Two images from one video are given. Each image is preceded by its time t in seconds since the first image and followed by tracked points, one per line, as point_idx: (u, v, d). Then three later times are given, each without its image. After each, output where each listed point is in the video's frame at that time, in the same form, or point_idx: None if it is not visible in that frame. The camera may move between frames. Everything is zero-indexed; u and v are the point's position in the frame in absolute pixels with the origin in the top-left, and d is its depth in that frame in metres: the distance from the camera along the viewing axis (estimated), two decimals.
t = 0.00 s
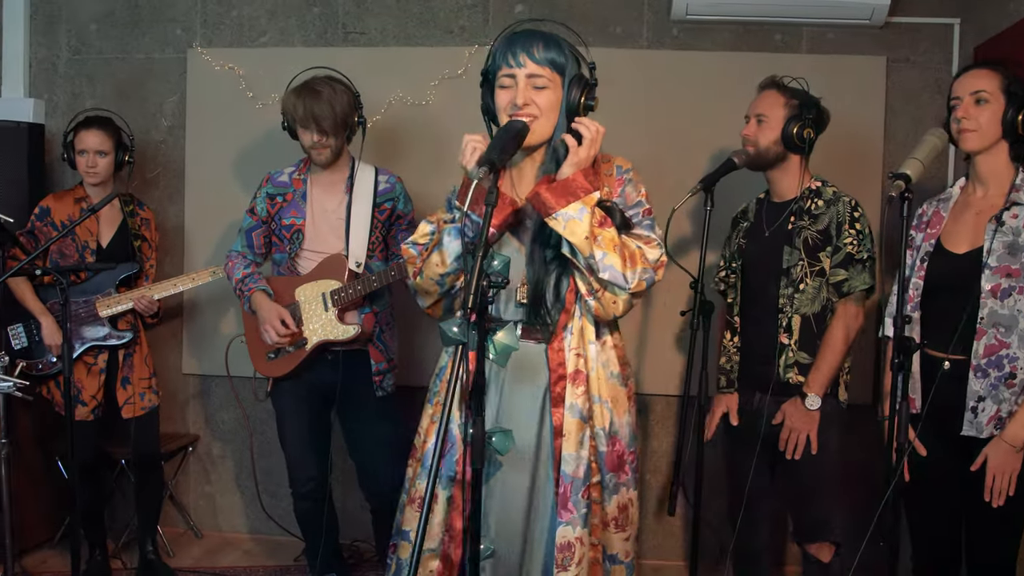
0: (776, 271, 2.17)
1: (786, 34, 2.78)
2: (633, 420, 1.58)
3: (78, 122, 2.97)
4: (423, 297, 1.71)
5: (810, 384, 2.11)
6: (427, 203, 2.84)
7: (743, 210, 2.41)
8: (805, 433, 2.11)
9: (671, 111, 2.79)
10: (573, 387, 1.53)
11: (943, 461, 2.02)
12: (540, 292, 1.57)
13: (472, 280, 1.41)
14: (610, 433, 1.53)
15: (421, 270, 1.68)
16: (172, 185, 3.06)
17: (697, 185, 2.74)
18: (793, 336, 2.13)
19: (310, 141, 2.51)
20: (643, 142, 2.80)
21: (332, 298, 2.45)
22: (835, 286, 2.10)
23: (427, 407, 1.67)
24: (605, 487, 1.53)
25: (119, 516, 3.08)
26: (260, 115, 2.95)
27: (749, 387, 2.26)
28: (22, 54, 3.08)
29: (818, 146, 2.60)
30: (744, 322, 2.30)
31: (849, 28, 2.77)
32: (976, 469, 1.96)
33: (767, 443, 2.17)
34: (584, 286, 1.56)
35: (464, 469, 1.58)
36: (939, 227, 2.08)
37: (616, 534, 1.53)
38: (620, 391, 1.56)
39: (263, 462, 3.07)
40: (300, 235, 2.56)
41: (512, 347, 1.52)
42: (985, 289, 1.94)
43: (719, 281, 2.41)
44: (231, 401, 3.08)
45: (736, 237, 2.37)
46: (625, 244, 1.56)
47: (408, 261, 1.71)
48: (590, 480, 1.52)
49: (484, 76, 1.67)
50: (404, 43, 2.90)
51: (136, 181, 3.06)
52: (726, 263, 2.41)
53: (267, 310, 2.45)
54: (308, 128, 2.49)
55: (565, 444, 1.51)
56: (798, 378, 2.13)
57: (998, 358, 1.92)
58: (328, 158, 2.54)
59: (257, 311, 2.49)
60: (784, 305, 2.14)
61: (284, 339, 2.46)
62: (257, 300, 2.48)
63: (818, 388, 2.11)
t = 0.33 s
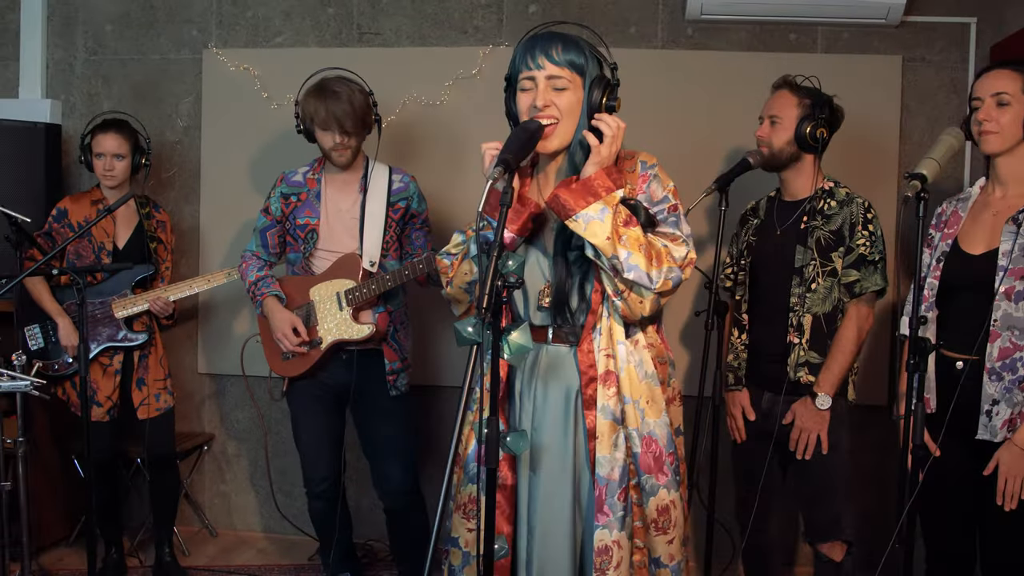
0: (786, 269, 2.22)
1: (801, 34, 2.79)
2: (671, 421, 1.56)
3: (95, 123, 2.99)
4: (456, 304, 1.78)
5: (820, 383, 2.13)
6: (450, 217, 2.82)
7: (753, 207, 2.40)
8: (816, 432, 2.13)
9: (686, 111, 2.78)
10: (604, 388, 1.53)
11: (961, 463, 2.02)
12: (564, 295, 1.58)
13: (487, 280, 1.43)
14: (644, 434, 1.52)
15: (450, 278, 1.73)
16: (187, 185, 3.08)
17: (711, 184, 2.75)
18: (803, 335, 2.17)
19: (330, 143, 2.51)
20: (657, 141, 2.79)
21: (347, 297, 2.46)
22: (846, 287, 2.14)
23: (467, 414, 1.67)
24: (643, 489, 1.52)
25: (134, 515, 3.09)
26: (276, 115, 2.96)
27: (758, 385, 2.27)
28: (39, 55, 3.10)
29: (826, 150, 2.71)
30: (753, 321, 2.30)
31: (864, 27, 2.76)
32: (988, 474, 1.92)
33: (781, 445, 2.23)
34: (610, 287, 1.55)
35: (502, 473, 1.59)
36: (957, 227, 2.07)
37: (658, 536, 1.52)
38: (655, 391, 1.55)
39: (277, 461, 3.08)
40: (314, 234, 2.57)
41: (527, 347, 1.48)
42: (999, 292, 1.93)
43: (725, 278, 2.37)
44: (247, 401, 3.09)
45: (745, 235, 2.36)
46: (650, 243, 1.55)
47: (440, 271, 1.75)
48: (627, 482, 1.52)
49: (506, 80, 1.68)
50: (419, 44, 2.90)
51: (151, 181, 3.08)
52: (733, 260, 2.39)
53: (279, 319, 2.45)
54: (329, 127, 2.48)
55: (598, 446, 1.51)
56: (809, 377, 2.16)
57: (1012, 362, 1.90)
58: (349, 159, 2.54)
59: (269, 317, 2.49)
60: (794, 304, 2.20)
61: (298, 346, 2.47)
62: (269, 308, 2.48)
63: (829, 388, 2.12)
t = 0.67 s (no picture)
0: (796, 270, 2.22)
1: (815, 34, 2.78)
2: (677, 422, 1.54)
3: (111, 123, 3.01)
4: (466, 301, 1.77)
5: (829, 382, 2.13)
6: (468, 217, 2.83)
7: (763, 207, 2.39)
8: (823, 431, 2.13)
9: (700, 110, 2.78)
10: (609, 388, 1.53)
11: (978, 463, 2.01)
12: (571, 295, 1.58)
13: (500, 280, 1.44)
14: (649, 435, 1.51)
15: (461, 276, 1.73)
16: (202, 185, 3.09)
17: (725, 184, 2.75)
18: (811, 334, 2.18)
19: (348, 150, 2.53)
20: (671, 140, 2.79)
21: (362, 297, 2.46)
22: (854, 286, 2.14)
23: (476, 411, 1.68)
24: (646, 490, 1.50)
25: (149, 513, 3.10)
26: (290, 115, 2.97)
27: (767, 385, 2.28)
28: (56, 55, 3.12)
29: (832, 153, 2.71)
30: (764, 319, 2.29)
31: (879, 26, 2.75)
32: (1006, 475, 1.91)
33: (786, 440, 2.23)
34: (621, 289, 1.55)
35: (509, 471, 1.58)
36: (971, 227, 2.07)
37: (659, 539, 1.50)
38: (662, 392, 1.53)
39: (291, 459, 3.09)
40: (328, 234, 2.57)
41: (541, 347, 1.52)
42: (1012, 289, 1.93)
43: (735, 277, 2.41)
44: (261, 399, 3.10)
45: (755, 235, 2.36)
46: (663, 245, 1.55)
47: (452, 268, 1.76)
48: (630, 483, 1.51)
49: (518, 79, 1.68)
50: (433, 44, 2.90)
51: (166, 181, 3.09)
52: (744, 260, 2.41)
53: (293, 319, 2.46)
54: (348, 135, 2.48)
55: (602, 445, 1.51)
56: (816, 376, 2.17)
57: None
58: (365, 163, 2.56)
59: (284, 315, 2.50)
60: (803, 304, 2.20)
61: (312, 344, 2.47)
62: (284, 305, 2.49)
63: (837, 387, 2.12)
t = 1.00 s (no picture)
0: (805, 269, 2.21)
1: (830, 33, 2.77)
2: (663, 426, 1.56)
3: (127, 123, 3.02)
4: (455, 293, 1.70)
5: (840, 382, 2.12)
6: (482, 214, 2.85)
7: (775, 209, 2.39)
8: (836, 432, 2.13)
9: (715, 110, 2.77)
10: (600, 390, 1.53)
11: (995, 465, 1.99)
12: (568, 292, 1.57)
13: (514, 280, 1.41)
14: (638, 438, 1.52)
15: (455, 269, 1.67)
16: (217, 185, 3.10)
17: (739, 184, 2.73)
18: (821, 334, 2.17)
19: (357, 151, 2.52)
20: (686, 140, 2.79)
21: (376, 299, 2.46)
22: (863, 286, 2.13)
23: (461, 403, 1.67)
24: (633, 492, 1.52)
25: (164, 511, 3.12)
26: (304, 116, 2.98)
27: (780, 384, 2.27)
28: (72, 56, 3.14)
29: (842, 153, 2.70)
30: (778, 319, 2.29)
31: (894, 26, 2.74)
32: None
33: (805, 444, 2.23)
34: (621, 295, 1.55)
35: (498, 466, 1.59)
36: (987, 227, 2.06)
37: (643, 540, 1.52)
38: (650, 396, 1.55)
39: (305, 459, 3.10)
40: (343, 235, 2.58)
41: (556, 347, 1.55)
42: None
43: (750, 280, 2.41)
44: (276, 398, 3.11)
45: (768, 237, 2.35)
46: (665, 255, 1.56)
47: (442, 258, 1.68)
48: (616, 485, 1.51)
49: (530, 76, 1.68)
50: (447, 44, 2.91)
51: (182, 181, 3.10)
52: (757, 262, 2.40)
53: (307, 319, 2.47)
54: (356, 137, 2.48)
55: (591, 447, 1.51)
56: (827, 377, 2.17)
57: None
58: (375, 165, 2.56)
59: (298, 316, 2.51)
60: (812, 304, 2.19)
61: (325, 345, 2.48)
62: (298, 307, 2.51)
63: (848, 387, 2.11)
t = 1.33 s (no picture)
0: (822, 267, 2.22)
1: (847, 32, 2.76)
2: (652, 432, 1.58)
3: (145, 123, 3.04)
4: (455, 288, 1.68)
5: (856, 380, 2.12)
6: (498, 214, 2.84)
7: (795, 208, 2.39)
8: (853, 431, 2.13)
9: (731, 110, 2.77)
10: (599, 395, 1.52)
11: (1013, 467, 1.98)
12: (575, 297, 1.56)
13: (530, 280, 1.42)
14: (632, 443, 1.54)
15: (457, 262, 1.65)
16: (234, 185, 3.11)
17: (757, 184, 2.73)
18: (838, 334, 2.17)
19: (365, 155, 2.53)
20: (703, 140, 2.78)
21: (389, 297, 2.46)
22: (881, 284, 2.11)
23: (448, 398, 1.65)
24: (625, 497, 1.53)
25: (181, 509, 3.14)
26: (321, 115, 2.98)
27: (800, 385, 2.27)
28: (91, 56, 3.16)
29: (865, 153, 2.69)
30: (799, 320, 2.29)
31: (912, 25, 2.72)
32: None
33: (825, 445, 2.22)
34: (629, 304, 1.55)
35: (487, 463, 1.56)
36: (1005, 228, 2.04)
37: (631, 543, 1.53)
38: (642, 401, 1.57)
39: (321, 458, 3.11)
40: (359, 235, 2.59)
41: (571, 347, 1.55)
42: None
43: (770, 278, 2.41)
44: (292, 397, 3.12)
45: (788, 235, 2.36)
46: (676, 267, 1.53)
47: (442, 250, 1.68)
48: (610, 489, 1.51)
49: (541, 76, 1.66)
50: (463, 44, 2.91)
51: (199, 181, 3.11)
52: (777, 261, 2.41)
53: (321, 315, 2.49)
54: (360, 142, 2.48)
55: (587, 452, 1.50)
56: (844, 375, 2.16)
57: None
58: (384, 170, 2.55)
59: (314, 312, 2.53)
60: (829, 302, 2.19)
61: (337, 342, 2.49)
62: (315, 303, 2.52)
63: (865, 387, 2.11)
